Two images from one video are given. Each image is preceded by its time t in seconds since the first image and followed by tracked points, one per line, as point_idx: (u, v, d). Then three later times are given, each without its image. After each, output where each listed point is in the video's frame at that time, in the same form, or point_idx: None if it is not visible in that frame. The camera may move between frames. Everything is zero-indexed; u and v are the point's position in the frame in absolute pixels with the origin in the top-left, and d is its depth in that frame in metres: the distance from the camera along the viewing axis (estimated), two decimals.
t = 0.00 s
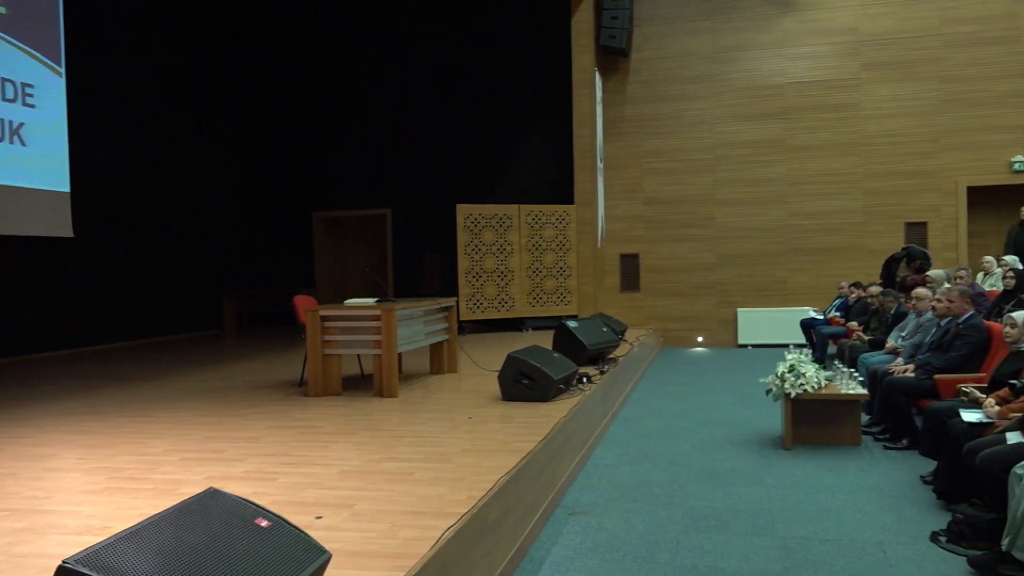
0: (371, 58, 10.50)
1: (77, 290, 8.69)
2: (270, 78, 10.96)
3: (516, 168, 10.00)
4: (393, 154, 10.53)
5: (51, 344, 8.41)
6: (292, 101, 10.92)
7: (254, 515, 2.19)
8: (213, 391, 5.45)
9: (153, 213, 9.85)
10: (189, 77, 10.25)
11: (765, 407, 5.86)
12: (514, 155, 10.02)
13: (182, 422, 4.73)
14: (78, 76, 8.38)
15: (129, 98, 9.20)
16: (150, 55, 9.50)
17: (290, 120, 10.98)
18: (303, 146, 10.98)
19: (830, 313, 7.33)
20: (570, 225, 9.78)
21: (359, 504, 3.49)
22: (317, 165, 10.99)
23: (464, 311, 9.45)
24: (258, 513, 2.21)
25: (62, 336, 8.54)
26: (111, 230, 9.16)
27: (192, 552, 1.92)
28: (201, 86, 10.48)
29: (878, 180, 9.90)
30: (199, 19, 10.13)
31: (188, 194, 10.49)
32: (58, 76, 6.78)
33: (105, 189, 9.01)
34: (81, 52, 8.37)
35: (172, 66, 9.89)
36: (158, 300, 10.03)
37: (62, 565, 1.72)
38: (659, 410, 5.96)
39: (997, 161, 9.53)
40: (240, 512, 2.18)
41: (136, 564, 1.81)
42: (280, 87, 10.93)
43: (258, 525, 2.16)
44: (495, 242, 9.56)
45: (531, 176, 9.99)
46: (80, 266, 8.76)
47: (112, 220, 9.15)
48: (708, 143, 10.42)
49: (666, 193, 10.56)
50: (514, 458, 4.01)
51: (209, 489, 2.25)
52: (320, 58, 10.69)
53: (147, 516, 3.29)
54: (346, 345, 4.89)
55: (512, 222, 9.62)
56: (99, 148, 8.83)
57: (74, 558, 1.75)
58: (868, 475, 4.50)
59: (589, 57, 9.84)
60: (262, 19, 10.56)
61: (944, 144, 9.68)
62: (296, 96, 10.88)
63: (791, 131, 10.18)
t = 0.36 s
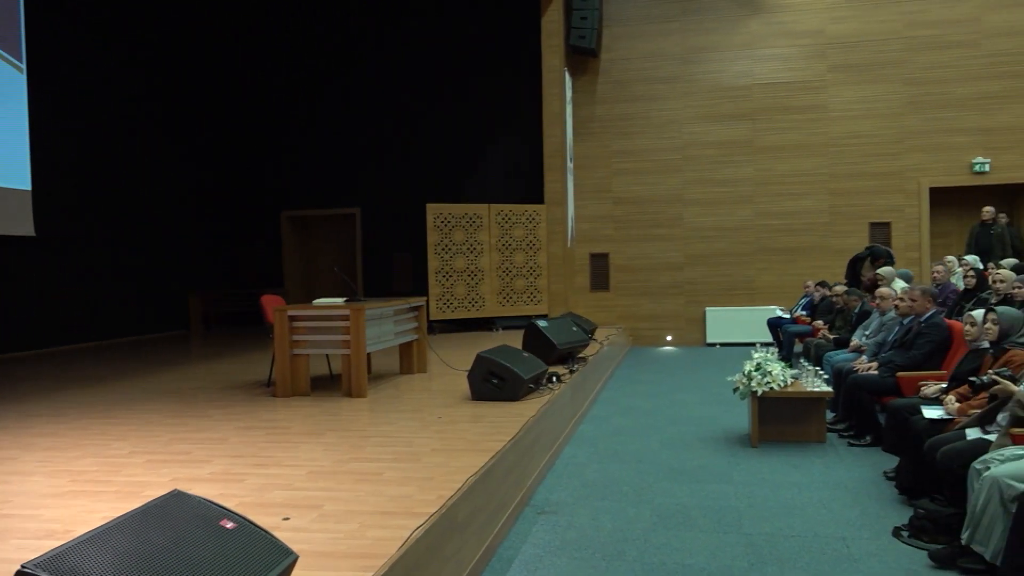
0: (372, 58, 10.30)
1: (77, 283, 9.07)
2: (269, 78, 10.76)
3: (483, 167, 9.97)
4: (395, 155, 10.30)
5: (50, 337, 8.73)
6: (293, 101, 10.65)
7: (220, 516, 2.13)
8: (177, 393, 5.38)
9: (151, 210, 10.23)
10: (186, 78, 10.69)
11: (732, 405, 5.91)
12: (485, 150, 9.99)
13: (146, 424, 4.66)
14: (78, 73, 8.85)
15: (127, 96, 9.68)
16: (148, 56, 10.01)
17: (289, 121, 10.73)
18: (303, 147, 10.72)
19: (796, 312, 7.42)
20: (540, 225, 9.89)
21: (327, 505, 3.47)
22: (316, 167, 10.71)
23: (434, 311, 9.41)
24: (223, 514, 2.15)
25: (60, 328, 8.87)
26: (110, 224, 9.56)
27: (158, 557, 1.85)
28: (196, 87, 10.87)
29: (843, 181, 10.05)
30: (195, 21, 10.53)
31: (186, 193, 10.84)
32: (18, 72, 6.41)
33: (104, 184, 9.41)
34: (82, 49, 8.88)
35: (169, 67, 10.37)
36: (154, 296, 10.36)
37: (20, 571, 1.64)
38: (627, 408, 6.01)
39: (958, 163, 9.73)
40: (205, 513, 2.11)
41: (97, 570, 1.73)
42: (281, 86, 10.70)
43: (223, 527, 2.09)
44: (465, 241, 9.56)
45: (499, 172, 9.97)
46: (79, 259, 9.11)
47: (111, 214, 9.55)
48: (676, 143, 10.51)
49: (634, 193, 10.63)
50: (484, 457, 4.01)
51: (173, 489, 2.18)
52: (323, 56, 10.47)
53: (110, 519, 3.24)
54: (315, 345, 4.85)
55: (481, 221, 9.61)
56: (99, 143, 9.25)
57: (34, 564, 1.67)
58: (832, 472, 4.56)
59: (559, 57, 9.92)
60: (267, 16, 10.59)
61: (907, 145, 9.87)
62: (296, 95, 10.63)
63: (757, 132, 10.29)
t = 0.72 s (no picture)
0: (375, 58, 10.12)
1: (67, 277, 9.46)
2: (270, 79, 10.45)
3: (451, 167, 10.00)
4: (397, 154, 10.13)
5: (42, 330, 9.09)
6: (297, 101, 10.39)
7: (184, 518, 2.02)
8: (143, 393, 5.31)
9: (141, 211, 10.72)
10: (185, 78, 10.79)
11: (700, 404, 5.96)
12: (455, 151, 10.02)
13: (110, 426, 4.58)
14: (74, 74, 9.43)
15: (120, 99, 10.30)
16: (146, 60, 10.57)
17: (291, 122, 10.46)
18: (305, 147, 10.44)
19: (765, 311, 7.49)
20: (510, 224, 9.89)
21: (295, 505, 3.45)
22: (317, 167, 10.43)
23: (405, 310, 9.38)
24: (187, 515, 2.03)
25: (53, 321, 9.31)
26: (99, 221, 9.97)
27: (119, 561, 1.74)
28: (195, 86, 10.79)
29: (811, 182, 10.17)
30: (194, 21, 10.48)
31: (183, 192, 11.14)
32: None
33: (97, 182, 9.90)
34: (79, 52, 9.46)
35: (166, 69, 10.74)
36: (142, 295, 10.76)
37: None
38: (595, 407, 6.03)
39: (921, 163, 9.91)
40: (169, 515, 1.99)
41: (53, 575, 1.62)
42: (281, 86, 10.43)
43: (188, 529, 1.98)
44: (436, 240, 9.52)
45: (469, 172, 10.04)
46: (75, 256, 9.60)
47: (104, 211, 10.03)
48: (646, 143, 10.57)
49: (604, 192, 10.68)
50: (453, 456, 4.00)
51: (135, 491, 2.07)
52: (326, 55, 10.25)
53: (72, 522, 3.18)
54: (283, 345, 4.81)
55: (451, 220, 9.58)
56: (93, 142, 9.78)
57: None
58: (797, 468, 4.61)
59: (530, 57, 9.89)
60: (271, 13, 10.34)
61: (872, 146, 10.02)
62: (301, 93, 10.37)
63: (725, 132, 10.38)
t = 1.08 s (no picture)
0: (375, 57, 10.08)
1: (52, 273, 9.48)
2: (274, 79, 10.36)
3: (421, 167, 10.05)
4: (397, 154, 10.12)
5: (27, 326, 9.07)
6: (297, 101, 10.33)
7: (146, 519, 1.96)
8: (107, 394, 5.23)
9: (127, 207, 10.73)
10: (185, 78, 10.60)
11: (669, 401, 6.00)
12: (428, 150, 10.09)
13: (74, 428, 4.50)
14: (70, 72, 9.51)
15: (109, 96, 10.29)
16: (143, 58, 10.56)
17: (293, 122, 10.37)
18: (304, 147, 10.36)
19: (732, 309, 7.57)
20: (480, 222, 9.82)
21: (262, 505, 3.42)
22: (318, 167, 10.34)
23: (375, 308, 9.29)
24: (151, 516, 1.97)
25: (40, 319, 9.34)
26: (84, 215, 9.98)
27: (75, 568, 1.67)
28: (194, 85, 10.59)
29: (778, 181, 10.29)
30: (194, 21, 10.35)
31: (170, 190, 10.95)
32: None
33: (82, 179, 9.90)
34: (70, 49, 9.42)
35: (163, 68, 10.59)
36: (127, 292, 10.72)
37: None
38: (566, 404, 6.05)
39: (885, 163, 10.07)
40: (130, 517, 1.93)
41: None
42: (284, 86, 10.34)
43: (151, 530, 1.92)
44: (405, 239, 9.43)
45: (438, 171, 10.08)
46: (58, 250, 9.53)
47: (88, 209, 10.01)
48: (616, 142, 10.62)
49: (574, 190, 10.72)
50: (422, 455, 3.99)
51: (98, 493, 2.00)
52: (326, 55, 10.20)
53: (34, 524, 3.11)
54: (251, 344, 4.76)
55: (422, 218, 9.54)
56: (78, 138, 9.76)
57: None
58: (765, 464, 4.66)
59: (500, 56, 9.90)
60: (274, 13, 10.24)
61: (837, 146, 10.16)
62: (303, 93, 10.31)
63: (693, 131, 10.47)
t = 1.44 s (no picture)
0: (368, 57, 10.06)
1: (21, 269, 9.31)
2: (279, 80, 10.23)
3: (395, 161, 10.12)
4: (385, 155, 10.14)
5: None
6: (299, 101, 10.22)
7: (111, 520, 1.88)
8: (70, 394, 5.14)
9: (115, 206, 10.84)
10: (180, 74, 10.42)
11: (640, 398, 6.04)
12: (400, 140, 10.11)
13: (36, 429, 4.42)
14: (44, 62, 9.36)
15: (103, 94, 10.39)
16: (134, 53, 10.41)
17: (298, 122, 10.26)
18: (290, 146, 10.30)
19: (702, 307, 7.64)
20: (452, 220, 9.80)
21: (230, 505, 3.38)
22: (302, 167, 10.29)
23: (345, 307, 9.21)
24: (116, 517, 1.90)
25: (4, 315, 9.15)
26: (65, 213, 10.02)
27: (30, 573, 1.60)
28: (195, 86, 10.40)
29: (747, 179, 10.39)
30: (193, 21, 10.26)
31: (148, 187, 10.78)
32: None
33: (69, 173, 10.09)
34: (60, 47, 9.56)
35: (163, 68, 10.41)
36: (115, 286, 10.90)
37: None
38: (538, 402, 6.06)
39: (852, 162, 10.21)
40: (93, 517, 1.86)
41: None
42: (287, 87, 10.23)
43: (116, 531, 1.84)
44: (377, 237, 9.34)
45: (411, 163, 10.13)
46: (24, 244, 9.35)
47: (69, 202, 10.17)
48: (587, 140, 10.66)
49: (546, 188, 10.74)
50: (392, 453, 3.98)
51: (60, 493, 1.93)
52: (323, 54, 10.13)
53: None
54: (219, 343, 4.72)
55: (394, 216, 9.44)
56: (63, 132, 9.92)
57: None
58: (733, 460, 4.70)
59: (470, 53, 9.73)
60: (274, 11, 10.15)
61: (805, 145, 10.28)
62: (296, 92, 10.22)
63: (664, 130, 10.53)
